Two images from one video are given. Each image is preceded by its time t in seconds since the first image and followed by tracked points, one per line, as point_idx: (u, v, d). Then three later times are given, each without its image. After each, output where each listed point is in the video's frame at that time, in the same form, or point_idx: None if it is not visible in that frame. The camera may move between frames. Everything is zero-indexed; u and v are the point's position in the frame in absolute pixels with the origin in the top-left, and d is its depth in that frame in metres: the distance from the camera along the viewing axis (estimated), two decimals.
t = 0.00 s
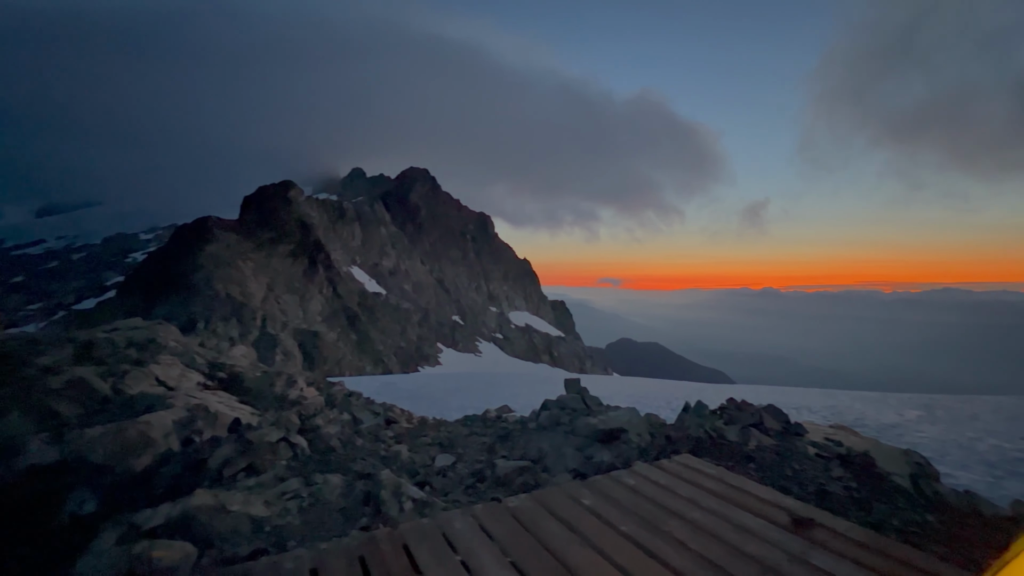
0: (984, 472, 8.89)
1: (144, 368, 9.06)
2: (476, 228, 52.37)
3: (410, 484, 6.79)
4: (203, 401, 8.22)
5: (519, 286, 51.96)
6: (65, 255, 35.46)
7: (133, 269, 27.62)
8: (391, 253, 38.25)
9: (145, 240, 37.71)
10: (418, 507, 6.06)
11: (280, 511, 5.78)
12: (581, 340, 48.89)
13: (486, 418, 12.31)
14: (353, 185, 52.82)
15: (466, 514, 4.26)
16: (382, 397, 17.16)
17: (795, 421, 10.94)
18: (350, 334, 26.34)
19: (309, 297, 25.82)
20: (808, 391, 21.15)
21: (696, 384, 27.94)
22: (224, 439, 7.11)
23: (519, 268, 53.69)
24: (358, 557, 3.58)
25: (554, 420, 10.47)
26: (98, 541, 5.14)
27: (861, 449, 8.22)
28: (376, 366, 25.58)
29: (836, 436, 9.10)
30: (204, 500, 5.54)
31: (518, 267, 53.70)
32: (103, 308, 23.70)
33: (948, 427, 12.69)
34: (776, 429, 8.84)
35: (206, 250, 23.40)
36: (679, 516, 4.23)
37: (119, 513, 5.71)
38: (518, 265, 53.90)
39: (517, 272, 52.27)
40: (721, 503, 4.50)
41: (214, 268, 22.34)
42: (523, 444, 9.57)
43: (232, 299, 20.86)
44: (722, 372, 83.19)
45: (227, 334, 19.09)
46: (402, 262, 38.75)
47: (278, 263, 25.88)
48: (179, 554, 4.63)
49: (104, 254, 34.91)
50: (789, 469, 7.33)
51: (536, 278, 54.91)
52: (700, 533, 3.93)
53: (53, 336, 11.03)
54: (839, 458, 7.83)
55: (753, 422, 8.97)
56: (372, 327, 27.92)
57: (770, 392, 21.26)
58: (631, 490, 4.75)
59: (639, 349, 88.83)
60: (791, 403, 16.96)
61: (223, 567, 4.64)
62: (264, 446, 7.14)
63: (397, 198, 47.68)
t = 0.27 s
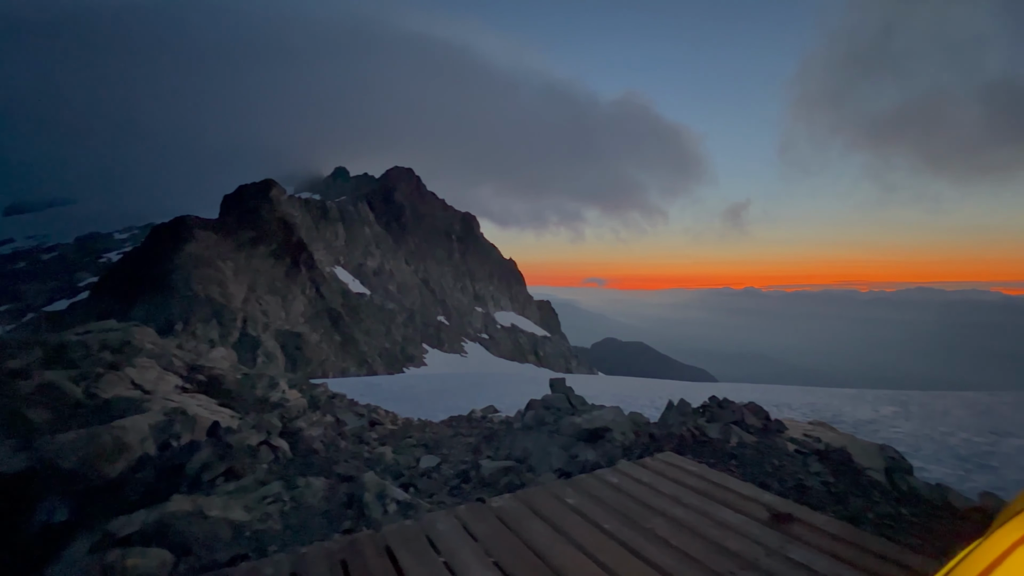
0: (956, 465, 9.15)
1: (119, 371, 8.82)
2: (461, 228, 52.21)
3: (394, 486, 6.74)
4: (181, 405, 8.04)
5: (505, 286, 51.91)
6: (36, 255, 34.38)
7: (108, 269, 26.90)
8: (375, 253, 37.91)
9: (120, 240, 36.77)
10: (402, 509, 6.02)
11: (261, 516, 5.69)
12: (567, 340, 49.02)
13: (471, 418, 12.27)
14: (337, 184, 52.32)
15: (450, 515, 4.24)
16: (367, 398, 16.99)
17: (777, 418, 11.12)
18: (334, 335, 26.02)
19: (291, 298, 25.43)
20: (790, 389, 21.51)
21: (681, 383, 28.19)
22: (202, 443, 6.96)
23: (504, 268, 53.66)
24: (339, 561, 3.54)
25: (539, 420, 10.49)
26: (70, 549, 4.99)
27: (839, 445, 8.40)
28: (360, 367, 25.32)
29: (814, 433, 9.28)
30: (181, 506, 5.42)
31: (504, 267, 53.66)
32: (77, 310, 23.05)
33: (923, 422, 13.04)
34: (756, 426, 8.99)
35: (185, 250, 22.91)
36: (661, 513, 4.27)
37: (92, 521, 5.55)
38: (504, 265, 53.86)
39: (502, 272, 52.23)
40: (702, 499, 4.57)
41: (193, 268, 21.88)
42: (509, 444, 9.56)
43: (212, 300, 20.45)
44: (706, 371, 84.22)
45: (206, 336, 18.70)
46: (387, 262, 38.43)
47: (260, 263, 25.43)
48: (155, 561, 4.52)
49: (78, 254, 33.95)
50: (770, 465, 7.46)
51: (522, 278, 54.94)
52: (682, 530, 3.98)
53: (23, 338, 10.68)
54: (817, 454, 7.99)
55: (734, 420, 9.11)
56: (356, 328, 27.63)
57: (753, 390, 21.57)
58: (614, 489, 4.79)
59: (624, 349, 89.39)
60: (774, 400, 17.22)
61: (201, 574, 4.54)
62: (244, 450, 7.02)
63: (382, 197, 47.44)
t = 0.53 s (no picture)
0: (928, 459, 9.43)
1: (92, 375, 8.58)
2: (446, 228, 51.99)
3: (377, 489, 6.68)
4: (158, 408, 7.85)
5: (490, 287, 51.81)
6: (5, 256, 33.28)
7: (81, 270, 26.16)
8: (359, 254, 37.55)
9: (94, 240, 35.79)
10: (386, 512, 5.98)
11: (241, 521, 5.58)
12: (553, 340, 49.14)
13: (457, 419, 12.22)
14: (319, 184, 51.75)
15: (433, 516, 4.21)
16: (351, 400, 16.79)
17: (757, 416, 11.33)
18: (317, 336, 25.68)
19: (272, 299, 25.01)
20: (772, 387, 21.88)
21: (666, 382, 28.45)
22: (180, 447, 6.81)
23: (490, 268, 53.58)
24: (320, 565, 3.50)
25: (524, 420, 10.51)
26: (40, 559, 4.84)
27: (816, 441, 8.60)
28: (344, 369, 25.03)
29: (793, 430, 9.48)
30: (157, 513, 5.29)
31: (490, 268, 53.58)
32: (48, 312, 22.37)
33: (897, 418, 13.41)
34: (738, 424, 9.14)
35: (162, 250, 22.40)
36: (643, 510, 4.31)
37: (63, 530, 5.39)
38: (489, 265, 53.79)
39: (488, 272, 52.14)
40: (684, 496, 4.62)
41: (170, 269, 21.40)
42: (494, 444, 9.55)
43: (190, 302, 20.03)
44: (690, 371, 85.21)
45: (184, 338, 18.27)
46: (371, 262, 38.09)
47: (240, 263, 24.96)
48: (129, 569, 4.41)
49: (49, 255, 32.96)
50: (750, 461, 7.59)
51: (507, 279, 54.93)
52: (664, 527, 4.01)
53: None
54: (796, 450, 8.15)
55: (716, 418, 9.25)
56: (340, 330, 27.30)
57: (737, 388, 21.88)
58: (597, 487, 4.82)
59: (609, 349, 89.95)
60: (757, 398, 17.49)
61: None
62: (223, 454, 6.88)
63: (365, 197, 47.09)
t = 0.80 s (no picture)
0: (901, 454, 9.71)
1: (62, 379, 8.30)
2: (430, 228, 51.72)
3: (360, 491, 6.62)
4: (132, 413, 7.64)
5: (475, 287, 51.65)
6: None
7: (51, 271, 25.34)
8: (342, 253, 37.11)
9: (64, 239, 34.70)
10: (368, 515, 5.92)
11: (219, 526, 5.47)
12: (537, 340, 49.20)
13: (441, 420, 12.17)
14: (301, 183, 51.04)
15: (416, 518, 4.18)
16: (334, 402, 16.58)
17: (738, 413, 11.52)
18: (298, 337, 25.29)
19: (252, 300, 24.53)
20: (754, 385, 22.23)
21: (650, 381, 28.69)
22: (155, 452, 6.63)
23: (475, 268, 53.42)
24: (301, 569, 3.45)
25: (508, 420, 10.51)
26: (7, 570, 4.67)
27: (794, 437, 8.78)
28: (326, 370, 24.68)
29: (772, 426, 9.66)
30: (132, 519, 5.16)
31: (474, 268, 53.43)
32: (16, 314, 21.62)
33: (872, 414, 13.78)
34: (719, 421, 9.28)
35: (137, 250, 21.84)
36: (626, 508, 4.35)
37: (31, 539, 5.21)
38: (474, 265, 53.63)
39: (472, 272, 52.00)
40: (665, 493, 4.68)
41: (145, 270, 20.88)
42: (478, 445, 9.53)
43: (166, 303, 19.56)
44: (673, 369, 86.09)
45: (161, 340, 17.83)
46: (354, 262, 37.67)
47: (219, 263, 24.42)
48: None
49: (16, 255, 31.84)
50: (730, 458, 7.71)
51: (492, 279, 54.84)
52: (646, 524, 4.06)
53: None
54: (774, 446, 8.31)
55: (698, 416, 9.38)
56: (322, 331, 26.94)
57: (720, 386, 22.17)
58: (580, 486, 4.84)
59: (593, 349, 90.41)
60: (740, 396, 17.75)
61: None
62: (201, 458, 6.73)
63: (348, 196, 46.66)
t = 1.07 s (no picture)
0: (877, 448, 9.97)
1: (32, 383, 8.03)
2: (415, 228, 51.43)
3: (344, 494, 6.57)
4: (106, 416, 7.44)
5: (460, 286, 51.46)
6: None
7: (21, 271, 24.52)
8: (325, 253, 36.65)
9: (35, 239, 33.60)
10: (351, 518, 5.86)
11: (197, 532, 5.37)
12: (523, 340, 49.22)
13: (425, 421, 12.12)
14: (283, 181, 50.31)
15: (399, 520, 4.16)
16: (317, 403, 16.37)
17: (721, 411, 11.69)
18: (281, 338, 24.90)
19: (233, 300, 24.06)
20: (737, 383, 22.54)
21: (636, 379, 28.90)
22: (130, 457, 6.48)
23: (460, 268, 53.24)
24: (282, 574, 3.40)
25: (493, 420, 10.51)
26: None
27: (773, 433, 8.95)
28: (309, 371, 24.34)
29: (753, 423, 9.83)
30: (105, 527, 5.02)
31: (460, 267, 53.25)
32: None
33: (849, 410, 14.12)
34: (701, 419, 9.41)
35: (112, 250, 21.27)
36: (608, 506, 4.38)
37: None
38: (459, 265, 53.43)
39: (458, 271, 51.83)
40: (646, 490, 4.73)
41: (120, 271, 20.35)
42: (463, 445, 9.51)
43: (143, 304, 19.08)
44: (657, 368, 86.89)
45: (137, 342, 17.39)
46: (338, 262, 37.24)
47: (198, 263, 23.90)
48: None
49: None
50: (712, 455, 7.83)
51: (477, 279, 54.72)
52: (628, 522, 4.09)
53: None
54: (754, 443, 8.46)
55: (680, 414, 9.51)
56: (304, 332, 26.58)
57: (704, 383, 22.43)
58: (564, 485, 4.86)
59: (579, 348, 90.81)
60: (723, 393, 18.00)
61: None
62: (178, 462, 6.58)
63: (332, 195, 46.25)
